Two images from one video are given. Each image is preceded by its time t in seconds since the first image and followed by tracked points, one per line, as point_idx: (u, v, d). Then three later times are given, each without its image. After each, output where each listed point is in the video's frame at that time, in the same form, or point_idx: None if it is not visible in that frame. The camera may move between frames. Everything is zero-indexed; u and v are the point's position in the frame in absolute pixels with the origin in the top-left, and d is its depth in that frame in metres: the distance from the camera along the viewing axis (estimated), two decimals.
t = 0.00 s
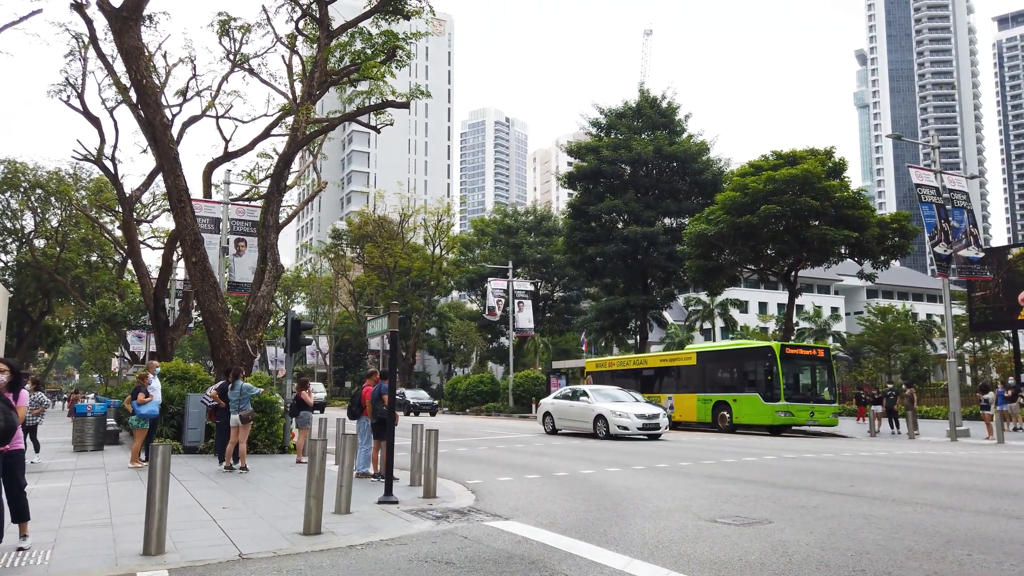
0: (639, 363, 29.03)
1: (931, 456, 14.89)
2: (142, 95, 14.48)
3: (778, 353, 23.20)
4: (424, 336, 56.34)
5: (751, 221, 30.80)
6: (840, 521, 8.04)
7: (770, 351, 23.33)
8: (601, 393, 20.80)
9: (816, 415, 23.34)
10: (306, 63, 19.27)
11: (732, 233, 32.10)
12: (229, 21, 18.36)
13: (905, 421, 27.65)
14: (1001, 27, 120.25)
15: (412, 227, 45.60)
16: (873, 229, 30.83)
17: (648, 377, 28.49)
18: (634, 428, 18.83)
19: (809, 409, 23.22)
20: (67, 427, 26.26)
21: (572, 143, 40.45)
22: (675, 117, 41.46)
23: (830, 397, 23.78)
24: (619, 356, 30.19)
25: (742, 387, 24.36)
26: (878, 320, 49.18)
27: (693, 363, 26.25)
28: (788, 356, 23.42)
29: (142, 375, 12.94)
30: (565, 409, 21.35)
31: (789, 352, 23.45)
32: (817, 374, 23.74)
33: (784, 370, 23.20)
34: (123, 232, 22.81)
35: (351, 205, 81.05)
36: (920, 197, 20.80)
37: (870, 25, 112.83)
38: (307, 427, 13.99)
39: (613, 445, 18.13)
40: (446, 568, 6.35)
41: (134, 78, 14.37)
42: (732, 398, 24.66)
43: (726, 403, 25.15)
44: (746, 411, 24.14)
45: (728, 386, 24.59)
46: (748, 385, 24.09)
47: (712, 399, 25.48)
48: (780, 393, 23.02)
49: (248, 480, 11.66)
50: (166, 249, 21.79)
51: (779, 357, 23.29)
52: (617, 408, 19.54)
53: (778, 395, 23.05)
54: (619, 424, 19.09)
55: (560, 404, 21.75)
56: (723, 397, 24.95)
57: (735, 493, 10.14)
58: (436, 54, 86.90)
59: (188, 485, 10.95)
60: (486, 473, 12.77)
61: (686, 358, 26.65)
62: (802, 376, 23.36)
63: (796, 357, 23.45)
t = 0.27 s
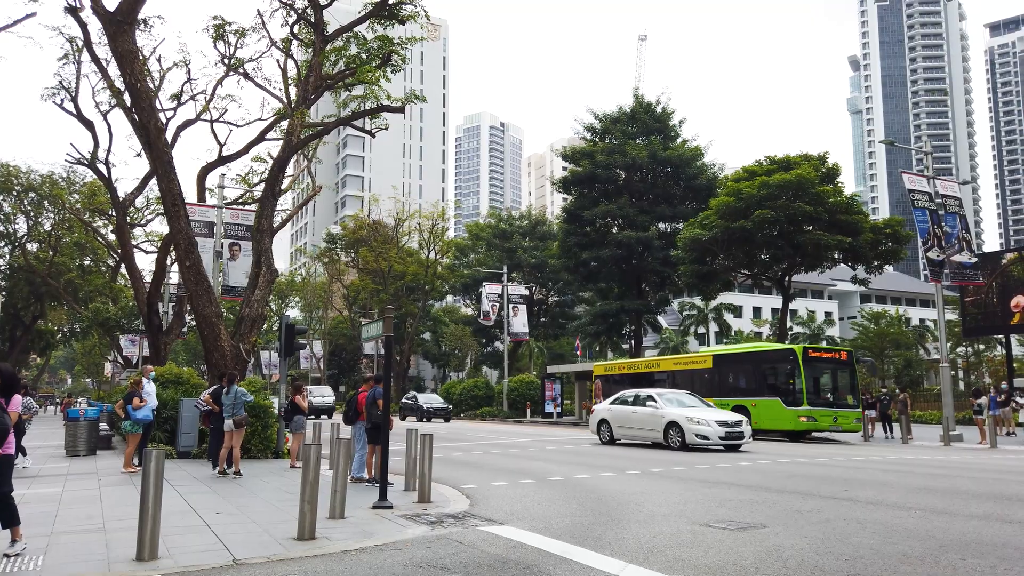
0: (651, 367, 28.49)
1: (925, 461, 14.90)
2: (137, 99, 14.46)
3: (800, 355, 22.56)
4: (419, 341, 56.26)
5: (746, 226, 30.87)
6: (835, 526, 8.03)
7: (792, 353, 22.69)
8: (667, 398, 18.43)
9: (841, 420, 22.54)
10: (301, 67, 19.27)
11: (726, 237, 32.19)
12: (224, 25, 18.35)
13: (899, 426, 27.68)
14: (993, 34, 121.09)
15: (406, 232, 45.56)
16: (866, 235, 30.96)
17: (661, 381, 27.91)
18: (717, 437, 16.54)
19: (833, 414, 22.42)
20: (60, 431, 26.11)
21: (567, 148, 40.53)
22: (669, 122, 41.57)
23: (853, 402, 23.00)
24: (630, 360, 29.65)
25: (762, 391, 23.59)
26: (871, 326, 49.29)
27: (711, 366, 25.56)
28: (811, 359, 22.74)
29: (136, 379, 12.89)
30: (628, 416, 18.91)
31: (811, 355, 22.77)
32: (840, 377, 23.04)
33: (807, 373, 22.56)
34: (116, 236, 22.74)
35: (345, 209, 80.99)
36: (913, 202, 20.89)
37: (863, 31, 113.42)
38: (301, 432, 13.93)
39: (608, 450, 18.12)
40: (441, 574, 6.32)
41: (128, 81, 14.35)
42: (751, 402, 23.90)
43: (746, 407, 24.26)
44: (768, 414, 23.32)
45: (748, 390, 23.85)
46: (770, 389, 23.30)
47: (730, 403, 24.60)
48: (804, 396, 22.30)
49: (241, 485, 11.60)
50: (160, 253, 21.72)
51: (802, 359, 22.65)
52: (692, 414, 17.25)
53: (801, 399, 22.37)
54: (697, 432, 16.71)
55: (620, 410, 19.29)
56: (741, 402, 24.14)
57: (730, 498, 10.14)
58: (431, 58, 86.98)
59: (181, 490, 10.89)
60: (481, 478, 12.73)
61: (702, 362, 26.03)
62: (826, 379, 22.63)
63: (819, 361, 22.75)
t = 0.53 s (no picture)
0: (666, 370, 27.67)
1: (918, 464, 14.92)
2: (131, 102, 14.40)
3: (827, 358, 20.61)
4: (413, 345, 56.17)
5: (739, 231, 30.94)
6: (829, 530, 8.03)
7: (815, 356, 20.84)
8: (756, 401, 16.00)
9: (869, 426, 20.30)
10: (295, 71, 19.25)
11: (720, 242, 32.28)
12: (219, 28, 18.34)
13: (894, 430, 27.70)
14: (984, 40, 121.92)
15: (401, 236, 45.56)
16: (859, 239, 31.09)
17: (677, 385, 27.00)
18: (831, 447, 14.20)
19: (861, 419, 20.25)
20: (52, 436, 25.96)
21: (562, 152, 40.62)
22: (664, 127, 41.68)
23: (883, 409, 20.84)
24: (643, 363, 28.82)
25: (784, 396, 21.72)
26: (865, 330, 49.42)
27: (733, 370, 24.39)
28: (839, 362, 20.72)
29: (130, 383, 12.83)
30: (709, 423, 16.32)
31: (840, 357, 20.74)
32: (872, 384, 20.73)
33: (835, 378, 20.50)
34: (110, 239, 22.64)
35: (340, 213, 80.93)
36: (906, 207, 20.94)
37: (856, 37, 113.99)
38: (295, 436, 13.87)
39: (603, 454, 18.07)
40: None
41: (122, 85, 14.29)
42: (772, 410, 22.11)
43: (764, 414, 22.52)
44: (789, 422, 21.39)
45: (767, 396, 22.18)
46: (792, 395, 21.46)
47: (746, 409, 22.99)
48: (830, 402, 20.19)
49: (234, 489, 11.54)
50: (154, 257, 21.65)
51: (828, 362, 20.66)
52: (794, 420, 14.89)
53: (827, 404, 20.29)
54: (806, 441, 14.28)
55: (698, 416, 16.69)
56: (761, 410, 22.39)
57: (724, 502, 10.13)
58: (426, 63, 87.05)
59: (174, 494, 10.82)
60: (475, 482, 12.70)
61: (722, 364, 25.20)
62: (855, 383, 20.46)
63: (849, 364, 20.66)
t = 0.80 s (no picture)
0: (681, 373, 26.50)
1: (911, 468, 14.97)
2: (125, 105, 14.38)
3: (858, 360, 20.08)
4: (408, 349, 56.11)
5: (733, 235, 31.02)
6: (822, 532, 8.05)
7: (847, 358, 20.30)
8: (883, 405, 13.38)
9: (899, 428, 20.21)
10: (290, 74, 19.25)
11: (714, 246, 32.33)
12: (213, 32, 18.34)
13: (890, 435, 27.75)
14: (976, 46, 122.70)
15: (396, 240, 45.49)
16: (853, 244, 31.19)
17: (694, 388, 25.86)
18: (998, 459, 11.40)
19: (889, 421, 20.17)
20: (44, 440, 25.85)
21: (557, 156, 40.67)
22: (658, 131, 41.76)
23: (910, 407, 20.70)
24: (656, 365, 27.64)
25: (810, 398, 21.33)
26: (858, 334, 49.58)
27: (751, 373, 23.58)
28: (869, 363, 20.24)
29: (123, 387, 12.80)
30: (822, 430, 13.83)
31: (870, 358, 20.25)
32: (899, 385, 20.38)
33: (866, 380, 20.01)
34: (103, 243, 22.56)
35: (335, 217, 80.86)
36: (899, 212, 21.02)
37: (849, 43, 114.50)
38: (288, 440, 13.84)
39: (597, 458, 18.08)
40: None
41: (116, 87, 14.28)
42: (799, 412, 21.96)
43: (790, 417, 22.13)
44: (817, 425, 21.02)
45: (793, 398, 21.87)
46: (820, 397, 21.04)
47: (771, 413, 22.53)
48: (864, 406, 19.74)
49: (228, 493, 11.51)
50: (148, 260, 21.58)
51: (860, 364, 20.14)
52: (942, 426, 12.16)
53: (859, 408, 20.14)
54: (964, 453, 11.52)
55: (807, 422, 14.21)
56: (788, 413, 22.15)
57: (718, 505, 10.15)
58: (421, 67, 87.08)
59: (167, 498, 10.80)
60: (470, 485, 12.69)
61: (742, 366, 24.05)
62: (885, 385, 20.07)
63: (877, 364, 20.23)
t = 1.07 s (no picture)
0: (700, 376, 25.48)
1: (905, 472, 14.99)
2: (119, 108, 14.36)
3: (895, 361, 19.72)
4: (403, 353, 56.07)
5: (727, 239, 31.10)
6: (816, 536, 8.07)
7: (883, 358, 19.89)
8: None
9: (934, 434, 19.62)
10: (285, 78, 19.24)
11: (708, 251, 32.38)
12: (208, 36, 18.32)
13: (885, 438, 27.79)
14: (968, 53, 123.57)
15: (390, 244, 45.46)
16: (847, 248, 31.29)
17: (714, 391, 24.88)
18: None
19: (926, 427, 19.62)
20: (36, 445, 25.73)
21: (551, 161, 40.73)
22: (653, 136, 41.87)
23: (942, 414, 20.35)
24: (672, 368, 26.67)
25: (844, 401, 20.76)
26: (852, 338, 49.71)
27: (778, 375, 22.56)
28: (906, 366, 19.88)
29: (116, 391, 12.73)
30: (991, 438, 11.23)
31: (907, 362, 19.92)
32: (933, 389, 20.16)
33: (902, 382, 19.70)
34: (96, 246, 22.50)
35: (329, 221, 80.80)
36: (892, 216, 21.11)
37: (843, 49, 115.06)
38: (282, 444, 13.79)
39: (592, 462, 18.06)
40: None
41: (109, 91, 14.26)
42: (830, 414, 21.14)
43: (821, 421, 21.46)
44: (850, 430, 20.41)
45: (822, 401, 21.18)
46: (853, 399, 20.51)
47: (801, 417, 21.76)
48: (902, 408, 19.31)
49: (222, 498, 11.46)
50: (141, 264, 21.50)
51: (896, 366, 19.79)
52: None
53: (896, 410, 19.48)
54: None
55: (967, 427, 11.55)
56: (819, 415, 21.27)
57: (712, 509, 10.15)
58: (416, 72, 87.18)
59: (160, 503, 10.74)
60: (465, 490, 12.67)
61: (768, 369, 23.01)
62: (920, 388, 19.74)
63: (914, 367, 19.89)
